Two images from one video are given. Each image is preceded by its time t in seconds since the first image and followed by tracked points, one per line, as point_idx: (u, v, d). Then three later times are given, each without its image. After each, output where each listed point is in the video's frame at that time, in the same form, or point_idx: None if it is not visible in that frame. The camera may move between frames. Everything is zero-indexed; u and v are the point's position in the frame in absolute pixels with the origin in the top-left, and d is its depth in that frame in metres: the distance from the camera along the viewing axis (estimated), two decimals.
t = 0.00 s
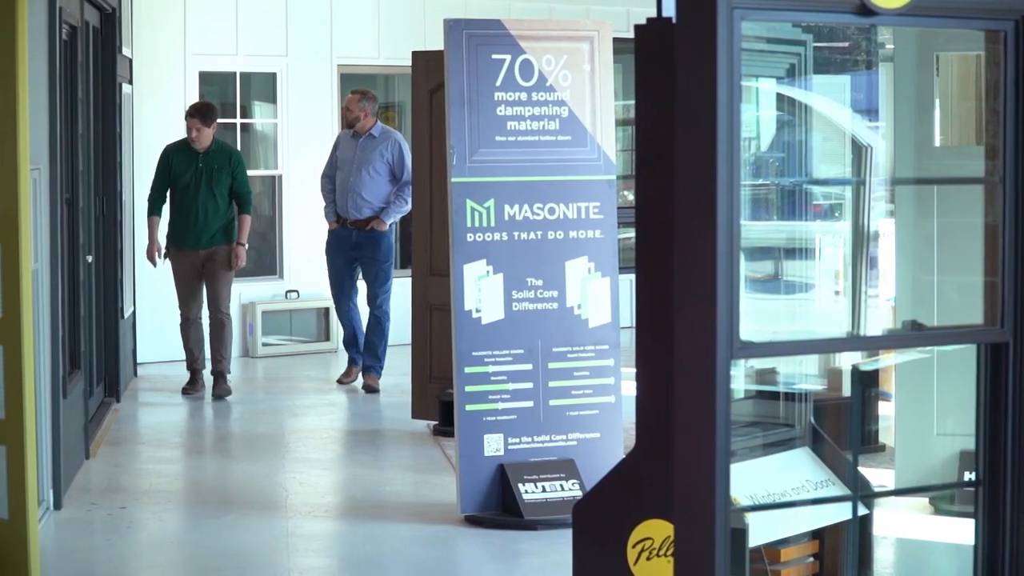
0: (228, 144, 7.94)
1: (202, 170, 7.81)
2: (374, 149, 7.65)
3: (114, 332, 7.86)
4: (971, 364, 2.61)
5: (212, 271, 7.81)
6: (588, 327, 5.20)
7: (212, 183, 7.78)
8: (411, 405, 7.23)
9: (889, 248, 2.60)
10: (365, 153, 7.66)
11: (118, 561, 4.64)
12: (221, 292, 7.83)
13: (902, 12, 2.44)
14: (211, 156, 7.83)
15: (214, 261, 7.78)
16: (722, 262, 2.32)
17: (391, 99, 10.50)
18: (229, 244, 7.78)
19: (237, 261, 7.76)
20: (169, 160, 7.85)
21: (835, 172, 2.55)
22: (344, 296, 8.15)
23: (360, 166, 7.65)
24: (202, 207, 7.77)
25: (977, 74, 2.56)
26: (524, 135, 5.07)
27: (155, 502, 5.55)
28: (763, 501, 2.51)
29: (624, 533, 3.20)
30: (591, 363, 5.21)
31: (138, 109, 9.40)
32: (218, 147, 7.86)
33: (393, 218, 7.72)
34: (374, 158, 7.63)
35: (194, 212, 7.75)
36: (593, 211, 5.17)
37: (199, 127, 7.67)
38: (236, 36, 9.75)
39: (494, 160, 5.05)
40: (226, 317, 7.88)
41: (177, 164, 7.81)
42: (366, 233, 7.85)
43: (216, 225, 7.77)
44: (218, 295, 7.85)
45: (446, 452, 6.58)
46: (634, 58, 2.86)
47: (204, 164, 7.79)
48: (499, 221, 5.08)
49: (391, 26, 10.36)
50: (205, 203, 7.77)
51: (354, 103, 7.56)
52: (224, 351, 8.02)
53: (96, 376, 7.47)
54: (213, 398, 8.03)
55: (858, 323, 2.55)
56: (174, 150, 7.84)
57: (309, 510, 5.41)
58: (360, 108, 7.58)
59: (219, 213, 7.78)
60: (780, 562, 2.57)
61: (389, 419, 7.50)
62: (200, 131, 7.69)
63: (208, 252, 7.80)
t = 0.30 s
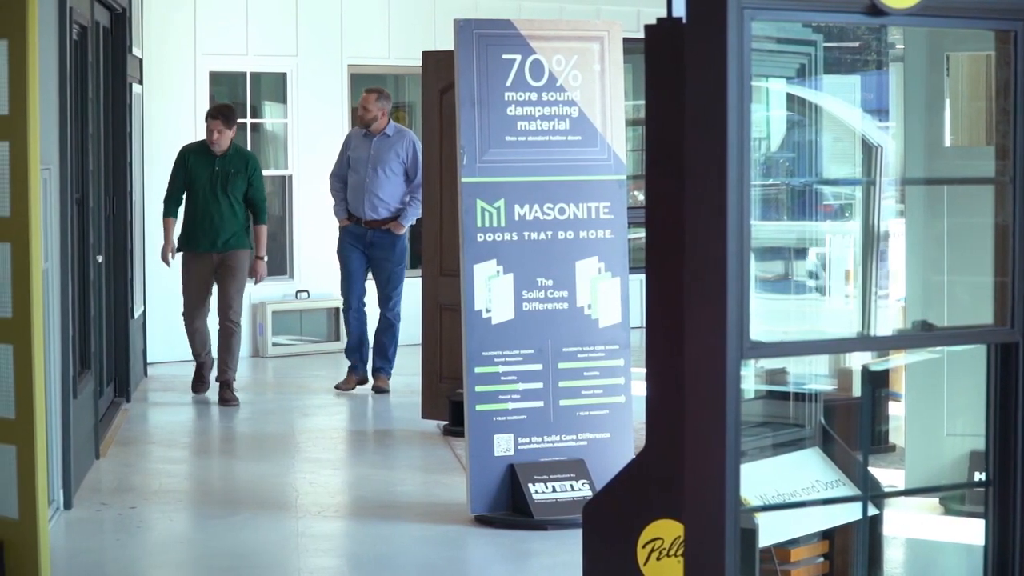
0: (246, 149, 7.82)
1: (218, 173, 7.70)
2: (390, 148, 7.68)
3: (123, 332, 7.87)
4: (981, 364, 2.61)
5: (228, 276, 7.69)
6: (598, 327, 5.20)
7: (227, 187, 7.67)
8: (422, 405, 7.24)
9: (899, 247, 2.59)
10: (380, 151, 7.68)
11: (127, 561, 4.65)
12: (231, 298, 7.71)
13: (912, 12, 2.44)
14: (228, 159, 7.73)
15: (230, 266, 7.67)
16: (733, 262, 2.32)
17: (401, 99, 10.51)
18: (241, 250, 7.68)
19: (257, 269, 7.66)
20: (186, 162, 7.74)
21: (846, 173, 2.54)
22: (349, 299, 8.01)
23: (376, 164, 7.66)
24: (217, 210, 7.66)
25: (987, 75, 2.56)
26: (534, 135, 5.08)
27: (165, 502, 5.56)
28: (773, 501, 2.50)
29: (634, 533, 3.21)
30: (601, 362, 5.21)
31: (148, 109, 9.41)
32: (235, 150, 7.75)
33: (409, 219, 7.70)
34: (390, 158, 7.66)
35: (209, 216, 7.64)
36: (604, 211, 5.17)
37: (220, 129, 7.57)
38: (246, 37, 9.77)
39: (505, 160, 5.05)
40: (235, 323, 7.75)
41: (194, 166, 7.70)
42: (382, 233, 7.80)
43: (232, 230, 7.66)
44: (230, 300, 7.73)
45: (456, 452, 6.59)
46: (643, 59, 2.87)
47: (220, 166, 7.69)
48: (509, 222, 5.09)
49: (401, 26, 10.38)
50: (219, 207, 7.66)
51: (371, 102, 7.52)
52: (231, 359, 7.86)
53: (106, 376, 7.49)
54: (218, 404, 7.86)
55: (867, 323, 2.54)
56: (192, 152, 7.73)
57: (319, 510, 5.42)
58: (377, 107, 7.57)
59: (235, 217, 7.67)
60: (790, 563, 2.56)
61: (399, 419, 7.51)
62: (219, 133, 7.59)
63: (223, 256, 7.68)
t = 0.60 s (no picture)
0: (255, 142, 7.76)
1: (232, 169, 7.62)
2: (400, 151, 7.69)
3: (134, 332, 7.90)
4: (992, 363, 2.61)
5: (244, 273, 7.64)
6: (608, 327, 5.20)
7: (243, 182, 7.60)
8: (433, 405, 7.25)
9: (910, 248, 2.58)
10: (391, 155, 7.68)
11: (138, 561, 4.66)
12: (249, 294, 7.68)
13: (922, 12, 2.44)
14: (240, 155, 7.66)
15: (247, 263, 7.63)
16: (743, 262, 2.32)
17: (412, 99, 10.52)
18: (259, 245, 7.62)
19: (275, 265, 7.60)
20: (196, 159, 7.64)
21: (857, 173, 2.53)
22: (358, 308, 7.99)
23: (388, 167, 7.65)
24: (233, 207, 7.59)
25: (998, 74, 2.56)
26: (545, 135, 5.08)
27: (176, 501, 5.57)
28: (783, 501, 2.50)
29: (646, 532, 3.20)
30: (612, 363, 5.21)
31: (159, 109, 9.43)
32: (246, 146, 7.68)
33: (423, 221, 7.70)
34: (400, 160, 7.67)
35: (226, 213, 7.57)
36: (614, 211, 5.18)
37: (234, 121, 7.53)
38: (256, 36, 9.78)
39: (516, 160, 5.06)
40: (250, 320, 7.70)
41: (206, 163, 7.61)
42: (395, 237, 7.77)
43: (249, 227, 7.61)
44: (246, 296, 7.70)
45: (467, 452, 6.59)
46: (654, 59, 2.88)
47: (234, 162, 7.61)
48: (520, 222, 5.09)
49: (412, 25, 10.39)
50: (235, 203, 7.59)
51: (380, 104, 7.55)
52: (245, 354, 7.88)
53: (117, 376, 7.52)
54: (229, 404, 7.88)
55: (878, 323, 2.53)
56: (202, 148, 7.63)
57: (330, 510, 5.43)
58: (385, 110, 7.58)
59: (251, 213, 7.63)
60: (800, 563, 2.54)
61: (410, 419, 7.52)
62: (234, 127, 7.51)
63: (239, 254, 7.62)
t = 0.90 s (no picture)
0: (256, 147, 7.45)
1: (236, 176, 7.32)
2: (403, 148, 7.54)
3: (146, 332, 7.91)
4: (1003, 364, 2.61)
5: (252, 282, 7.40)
6: (620, 327, 5.20)
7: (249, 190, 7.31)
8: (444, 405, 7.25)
9: (921, 248, 2.57)
10: (394, 152, 7.53)
11: (149, 560, 4.68)
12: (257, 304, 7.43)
13: (934, 12, 2.44)
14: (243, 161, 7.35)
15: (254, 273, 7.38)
16: (754, 262, 2.32)
17: (423, 99, 10.54)
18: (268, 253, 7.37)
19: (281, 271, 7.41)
20: (197, 169, 7.31)
21: (868, 173, 2.52)
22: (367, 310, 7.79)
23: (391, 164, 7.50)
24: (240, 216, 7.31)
25: (1010, 74, 2.57)
26: (556, 135, 5.08)
27: (188, 501, 5.59)
28: (795, 501, 2.49)
29: (657, 533, 3.20)
30: (623, 363, 5.21)
31: (170, 109, 9.45)
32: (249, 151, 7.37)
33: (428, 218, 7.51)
34: (404, 157, 7.52)
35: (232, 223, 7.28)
36: (626, 212, 5.18)
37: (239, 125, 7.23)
38: (268, 37, 9.80)
39: (527, 161, 5.07)
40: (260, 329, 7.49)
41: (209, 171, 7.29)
42: (400, 236, 7.59)
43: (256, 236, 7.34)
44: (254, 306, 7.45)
45: (478, 452, 6.60)
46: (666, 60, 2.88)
47: (238, 169, 7.30)
48: (531, 222, 5.10)
49: (423, 25, 10.41)
50: (243, 212, 7.31)
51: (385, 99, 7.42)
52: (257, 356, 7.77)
53: (128, 376, 7.54)
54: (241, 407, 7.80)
55: (889, 323, 2.52)
56: (204, 157, 7.30)
57: (341, 510, 5.44)
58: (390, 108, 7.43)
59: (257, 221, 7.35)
60: (811, 563, 2.54)
61: (421, 419, 7.52)
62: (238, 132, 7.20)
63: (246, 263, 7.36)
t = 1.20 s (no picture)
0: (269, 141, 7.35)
1: (247, 169, 7.20)
2: (414, 148, 7.44)
3: (160, 331, 7.94)
4: (1017, 365, 2.59)
5: (262, 278, 7.21)
6: (634, 327, 5.21)
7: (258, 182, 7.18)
8: (459, 405, 7.26)
9: (935, 249, 2.57)
10: (405, 153, 7.44)
11: (163, 560, 4.69)
12: (266, 301, 7.23)
13: (948, 12, 2.44)
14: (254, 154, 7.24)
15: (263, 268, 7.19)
16: (770, 261, 2.32)
17: (438, 99, 10.55)
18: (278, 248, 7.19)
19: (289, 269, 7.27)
20: (206, 161, 7.20)
21: (883, 173, 2.52)
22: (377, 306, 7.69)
23: (401, 165, 7.41)
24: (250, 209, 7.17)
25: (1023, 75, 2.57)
26: (571, 135, 5.09)
27: (203, 501, 5.60)
28: (809, 501, 2.47)
29: (671, 534, 3.20)
30: (638, 363, 5.22)
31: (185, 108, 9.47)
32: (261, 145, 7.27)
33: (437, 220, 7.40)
34: (415, 158, 7.43)
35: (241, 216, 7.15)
36: (640, 212, 5.18)
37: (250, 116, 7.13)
38: (282, 37, 9.82)
39: (543, 161, 5.07)
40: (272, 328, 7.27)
41: (219, 163, 7.19)
42: (408, 237, 7.47)
43: (265, 229, 7.18)
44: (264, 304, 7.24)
45: (493, 452, 6.61)
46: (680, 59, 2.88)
47: (249, 161, 7.20)
48: (546, 222, 5.10)
49: (438, 25, 10.42)
50: (252, 205, 7.16)
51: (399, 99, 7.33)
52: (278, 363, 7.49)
53: (143, 376, 7.56)
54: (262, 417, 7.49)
55: (904, 324, 2.52)
56: (214, 149, 7.20)
57: (355, 510, 5.45)
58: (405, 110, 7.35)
59: (267, 215, 7.19)
60: (826, 563, 2.52)
61: (436, 419, 7.53)
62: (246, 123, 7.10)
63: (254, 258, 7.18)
